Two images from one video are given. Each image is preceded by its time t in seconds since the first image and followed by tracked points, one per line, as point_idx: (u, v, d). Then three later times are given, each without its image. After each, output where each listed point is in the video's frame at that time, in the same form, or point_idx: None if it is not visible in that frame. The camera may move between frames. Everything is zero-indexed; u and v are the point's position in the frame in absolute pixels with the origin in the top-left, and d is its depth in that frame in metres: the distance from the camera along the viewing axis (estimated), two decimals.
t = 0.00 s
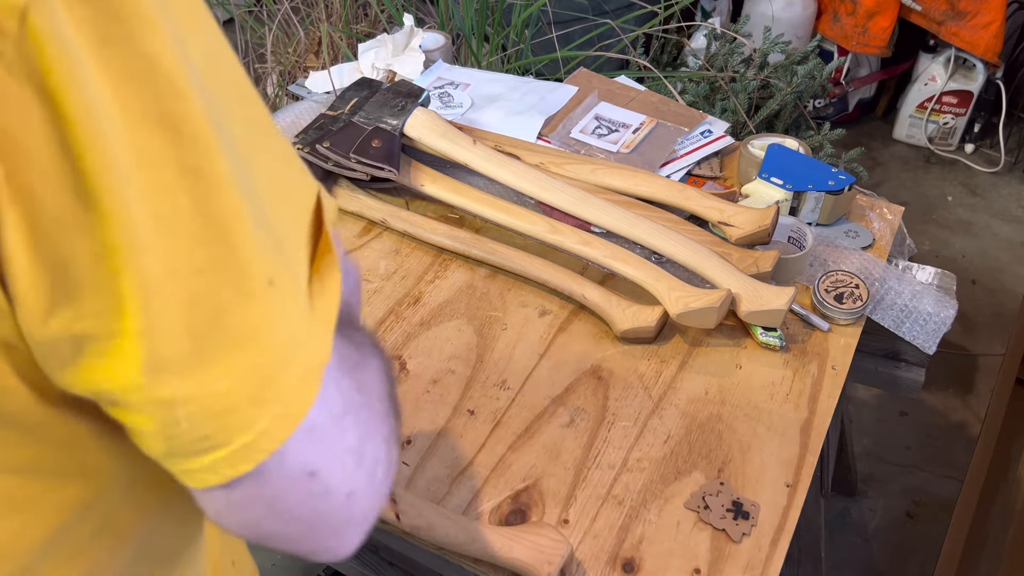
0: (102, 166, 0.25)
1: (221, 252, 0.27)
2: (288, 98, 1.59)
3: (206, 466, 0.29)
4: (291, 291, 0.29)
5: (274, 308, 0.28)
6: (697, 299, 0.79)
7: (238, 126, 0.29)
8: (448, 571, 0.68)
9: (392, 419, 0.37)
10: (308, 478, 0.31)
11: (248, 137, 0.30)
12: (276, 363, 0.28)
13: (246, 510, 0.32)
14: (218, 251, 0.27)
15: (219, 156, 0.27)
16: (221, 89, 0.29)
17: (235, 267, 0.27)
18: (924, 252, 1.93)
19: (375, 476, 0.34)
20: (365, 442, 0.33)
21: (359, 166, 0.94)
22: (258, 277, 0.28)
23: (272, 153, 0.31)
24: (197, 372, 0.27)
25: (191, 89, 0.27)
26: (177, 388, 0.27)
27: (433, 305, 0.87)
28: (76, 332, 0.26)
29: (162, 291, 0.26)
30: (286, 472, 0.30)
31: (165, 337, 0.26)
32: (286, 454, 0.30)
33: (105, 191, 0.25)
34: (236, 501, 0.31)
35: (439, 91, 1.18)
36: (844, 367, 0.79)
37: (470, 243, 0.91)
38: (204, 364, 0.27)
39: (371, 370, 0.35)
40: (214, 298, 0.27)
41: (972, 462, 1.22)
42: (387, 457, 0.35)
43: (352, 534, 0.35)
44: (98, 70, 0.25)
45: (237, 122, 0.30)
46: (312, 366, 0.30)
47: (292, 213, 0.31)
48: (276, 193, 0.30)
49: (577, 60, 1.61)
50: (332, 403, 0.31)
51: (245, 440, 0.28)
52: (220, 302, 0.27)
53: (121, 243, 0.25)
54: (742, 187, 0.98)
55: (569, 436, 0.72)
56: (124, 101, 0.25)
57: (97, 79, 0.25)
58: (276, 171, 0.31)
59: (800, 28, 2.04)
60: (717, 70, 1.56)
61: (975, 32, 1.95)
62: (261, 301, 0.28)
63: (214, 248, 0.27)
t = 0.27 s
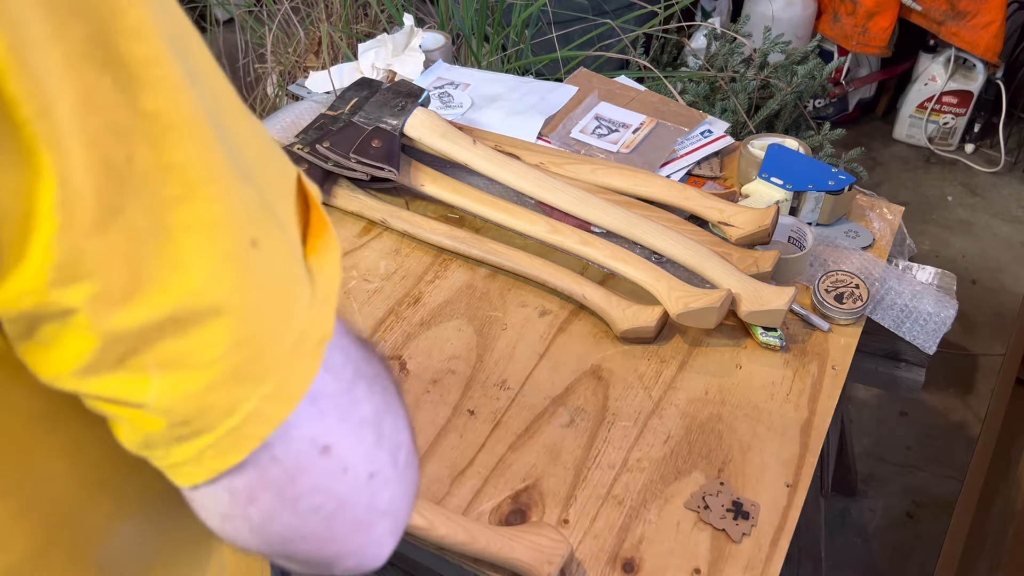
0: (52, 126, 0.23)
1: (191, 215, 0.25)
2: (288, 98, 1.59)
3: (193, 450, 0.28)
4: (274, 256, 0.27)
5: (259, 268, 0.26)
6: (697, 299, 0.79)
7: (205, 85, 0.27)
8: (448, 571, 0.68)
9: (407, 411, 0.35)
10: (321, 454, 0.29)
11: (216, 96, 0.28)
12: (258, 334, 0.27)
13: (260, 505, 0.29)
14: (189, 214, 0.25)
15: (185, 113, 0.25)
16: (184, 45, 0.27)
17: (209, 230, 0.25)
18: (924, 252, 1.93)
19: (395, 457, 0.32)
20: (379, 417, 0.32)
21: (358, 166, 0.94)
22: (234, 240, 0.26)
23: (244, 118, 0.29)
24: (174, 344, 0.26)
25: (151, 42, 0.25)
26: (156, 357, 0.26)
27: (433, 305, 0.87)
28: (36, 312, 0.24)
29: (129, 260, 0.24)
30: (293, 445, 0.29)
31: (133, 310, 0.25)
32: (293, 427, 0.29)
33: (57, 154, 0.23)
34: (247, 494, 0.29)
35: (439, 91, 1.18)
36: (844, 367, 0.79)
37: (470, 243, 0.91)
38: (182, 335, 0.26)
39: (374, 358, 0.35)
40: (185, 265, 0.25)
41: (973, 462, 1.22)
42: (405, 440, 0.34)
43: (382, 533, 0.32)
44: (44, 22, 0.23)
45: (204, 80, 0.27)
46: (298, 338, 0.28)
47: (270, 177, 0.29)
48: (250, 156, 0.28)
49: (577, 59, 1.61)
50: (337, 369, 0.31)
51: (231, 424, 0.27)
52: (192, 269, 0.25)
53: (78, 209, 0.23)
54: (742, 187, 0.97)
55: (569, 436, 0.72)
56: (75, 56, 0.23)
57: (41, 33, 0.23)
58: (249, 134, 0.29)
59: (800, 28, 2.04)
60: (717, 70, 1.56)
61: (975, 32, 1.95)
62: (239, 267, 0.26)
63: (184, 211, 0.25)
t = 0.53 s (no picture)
0: (56, 125, 0.23)
1: (202, 203, 0.25)
2: (288, 99, 1.59)
3: (219, 442, 0.28)
4: (286, 237, 0.28)
5: (271, 251, 0.27)
6: (697, 299, 0.79)
7: (204, 72, 0.27)
8: (448, 571, 0.68)
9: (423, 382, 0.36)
10: (348, 428, 0.30)
11: (215, 83, 0.28)
12: (277, 314, 0.27)
13: (292, 484, 0.30)
14: (200, 203, 0.25)
15: (188, 102, 0.25)
16: (179, 33, 0.27)
17: (220, 217, 0.26)
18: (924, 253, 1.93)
19: (418, 426, 0.33)
20: (401, 388, 0.33)
21: (359, 166, 0.94)
22: (247, 224, 0.26)
23: (241, 102, 0.29)
24: (194, 333, 0.26)
25: (148, 33, 0.25)
26: (174, 349, 0.26)
27: (433, 305, 0.87)
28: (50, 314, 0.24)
29: (143, 254, 0.25)
30: (321, 422, 0.29)
31: (150, 303, 0.25)
32: (320, 403, 0.29)
33: (66, 152, 0.23)
34: (277, 475, 0.30)
35: (439, 91, 1.18)
36: (844, 367, 0.79)
37: (470, 243, 0.91)
38: (202, 322, 0.26)
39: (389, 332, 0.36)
40: (200, 253, 0.25)
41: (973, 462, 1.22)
42: (425, 409, 0.35)
43: (410, 499, 0.33)
44: (37, 21, 0.23)
45: (202, 67, 0.27)
46: (316, 313, 0.29)
47: (273, 161, 0.30)
48: (252, 140, 0.29)
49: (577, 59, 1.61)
50: (356, 345, 0.32)
51: (262, 406, 0.28)
52: (207, 257, 0.25)
53: (91, 207, 0.23)
54: (742, 187, 0.97)
55: (569, 435, 0.72)
56: (72, 54, 0.23)
57: (35, 33, 0.23)
58: (248, 116, 0.29)
59: (801, 28, 2.04)
60: (717, 70, 1.56)
61: (975, 32, 1.95)
62: (254, 250, 0.26)
63: (195, 201, 0.25)
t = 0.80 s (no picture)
0: (78, 153, 0.22)
1: (223, 225, 0.24)
2: (288, 98, 1.59)
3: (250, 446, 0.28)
4: (309, 252, 0.27)
5: (291, 269, 0.26)
6: (697, 299, 0.79)
7: (220, 87, 0.26)
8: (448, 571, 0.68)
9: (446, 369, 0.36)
10: (378, 425, 0.30)
11: (231, 99, 0.27)
12: (301, 327, 0.27)
13: (322, 482, 0.30)
14: (220, 225, 0.24)
15: (208, 123, 0.24)
16: (193, 51, 0.26)
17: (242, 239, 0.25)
18: (924, 253, 1.93)
19: (444, 418, 0.33)
20: (425, 382, 0.33)
21: (359, 166, 0.94)
22: (267, 243, 0.25)
23: (258, 115, 0.29)
24: (224, 350, 0.25)
25: (161, 49, 0.24)
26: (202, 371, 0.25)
27: (433, 305, 0.87)
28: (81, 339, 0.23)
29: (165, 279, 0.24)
30: (352, 422, 0.29)
31: (173, 327, 0.24)
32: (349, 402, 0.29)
33: (85, 179, 0.22)
34: (308, 474, 0.29)
35: (439, 90, 1.18)
36: (844, 367, 0.79)
37: (470, 243, 0.91)
38: (229, 340, 0.25)
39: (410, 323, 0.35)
40: (224, 276, 0.25)
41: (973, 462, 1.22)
42: (449, 399, 0.34)
43: (439, 489, 0.33)
44: (48, 45, 0.22)
45: (218, 83, 0.26)
46: (341, 322, 0.28)
47: (295, 172, 0.29)
48: (273, 153, 0.28)
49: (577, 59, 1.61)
50: (382, 344, 0.31)
51: (288, 416, 0.27)
52: (229, 279, 0.25)
53: (113, 234, 0.23)
54: (742, 187, 0.97)
55: (569, 436, 0.72)
56: (87, 78, 0.22)
57: (48, 57, 0.22)
58: (263, 129, 0.28)
59: (801, 28, 2.04)
60: (717, 70, 1.56)
61: (975, 32, 1.95)
62: (275, 268, 0.26)
63: (216, 223, 0.24)
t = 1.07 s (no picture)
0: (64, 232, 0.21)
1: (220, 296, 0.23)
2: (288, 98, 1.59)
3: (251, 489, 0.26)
4: (308, 315, 0.24)
5: (295, 331, 0.24)
6: (697, 299, 0.79)
7: (231, 129, 0.23)
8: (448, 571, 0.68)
9: (483, 346, 0.33)
10: (390, 430, 0.29)
11: (245, 135, 0.24)
12: (291, 391, 0.25)
13: (330, 460, 0.30)
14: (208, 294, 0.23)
15: (200, 193, 0.22)
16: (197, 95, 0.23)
17: (231, 304, 0.23)
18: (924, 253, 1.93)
19: (461, 411, 0.31)
20: (444, 380, 0.30)
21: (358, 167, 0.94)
22: (256, 307, 0.23)
23: (278, 144, 0.25)
24: (212, 409, 0.24)
25: (148, 108, 0.21)
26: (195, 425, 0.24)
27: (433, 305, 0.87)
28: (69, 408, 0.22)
29: (152, 349, 0.22)
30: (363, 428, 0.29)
31: (166, 391, 0.23)
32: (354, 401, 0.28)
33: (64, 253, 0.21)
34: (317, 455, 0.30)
35: (439, 90, 1.18)
36: (844, 367, 0.79)
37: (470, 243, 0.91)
38: (217, 400, 0.24)
39: (448, 291, 0.33)
40: (220, 344, 0.23)
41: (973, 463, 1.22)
42: (472, 390, 0.32)
43: (450, 470, 0.33)
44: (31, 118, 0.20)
45: (231, 123, 0.23)
46: (343, 374, 0.26)
47: (317, 210, 0.25)
48: (295, 194, 0.24)
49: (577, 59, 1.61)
50: (401, 343, 0.29)
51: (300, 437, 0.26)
52: (218, 349, 0.23)
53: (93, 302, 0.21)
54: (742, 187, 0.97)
55: (569, 436, 0.72)
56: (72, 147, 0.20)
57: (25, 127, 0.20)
58: (289, 155, 0.25)
59: (801, 28, 2.04)
60: (717, 70, 1.56)
61: (976, 32, 1.95)
62: (276, 332, 0.24)
63: (204, 292, 0.23)
